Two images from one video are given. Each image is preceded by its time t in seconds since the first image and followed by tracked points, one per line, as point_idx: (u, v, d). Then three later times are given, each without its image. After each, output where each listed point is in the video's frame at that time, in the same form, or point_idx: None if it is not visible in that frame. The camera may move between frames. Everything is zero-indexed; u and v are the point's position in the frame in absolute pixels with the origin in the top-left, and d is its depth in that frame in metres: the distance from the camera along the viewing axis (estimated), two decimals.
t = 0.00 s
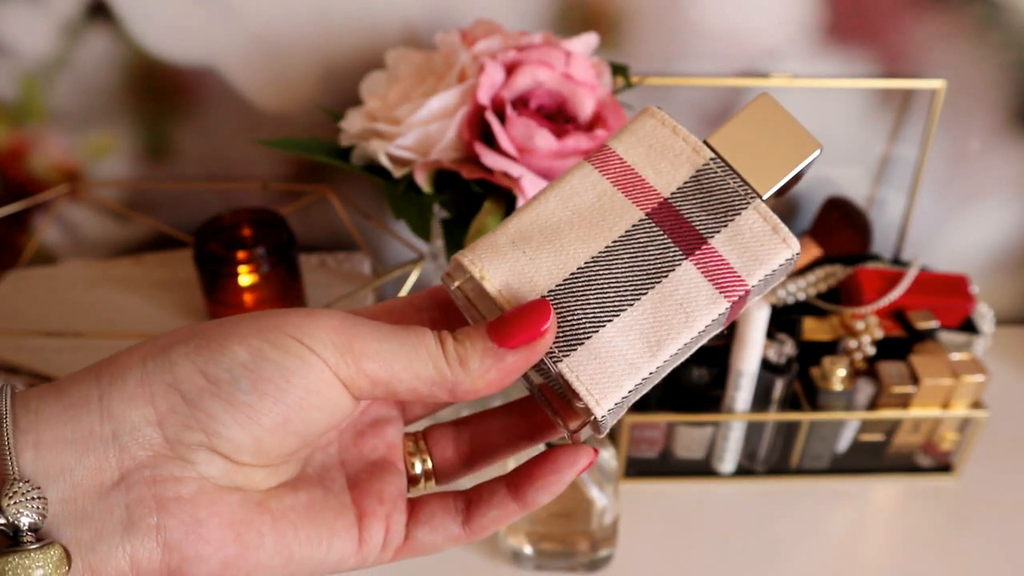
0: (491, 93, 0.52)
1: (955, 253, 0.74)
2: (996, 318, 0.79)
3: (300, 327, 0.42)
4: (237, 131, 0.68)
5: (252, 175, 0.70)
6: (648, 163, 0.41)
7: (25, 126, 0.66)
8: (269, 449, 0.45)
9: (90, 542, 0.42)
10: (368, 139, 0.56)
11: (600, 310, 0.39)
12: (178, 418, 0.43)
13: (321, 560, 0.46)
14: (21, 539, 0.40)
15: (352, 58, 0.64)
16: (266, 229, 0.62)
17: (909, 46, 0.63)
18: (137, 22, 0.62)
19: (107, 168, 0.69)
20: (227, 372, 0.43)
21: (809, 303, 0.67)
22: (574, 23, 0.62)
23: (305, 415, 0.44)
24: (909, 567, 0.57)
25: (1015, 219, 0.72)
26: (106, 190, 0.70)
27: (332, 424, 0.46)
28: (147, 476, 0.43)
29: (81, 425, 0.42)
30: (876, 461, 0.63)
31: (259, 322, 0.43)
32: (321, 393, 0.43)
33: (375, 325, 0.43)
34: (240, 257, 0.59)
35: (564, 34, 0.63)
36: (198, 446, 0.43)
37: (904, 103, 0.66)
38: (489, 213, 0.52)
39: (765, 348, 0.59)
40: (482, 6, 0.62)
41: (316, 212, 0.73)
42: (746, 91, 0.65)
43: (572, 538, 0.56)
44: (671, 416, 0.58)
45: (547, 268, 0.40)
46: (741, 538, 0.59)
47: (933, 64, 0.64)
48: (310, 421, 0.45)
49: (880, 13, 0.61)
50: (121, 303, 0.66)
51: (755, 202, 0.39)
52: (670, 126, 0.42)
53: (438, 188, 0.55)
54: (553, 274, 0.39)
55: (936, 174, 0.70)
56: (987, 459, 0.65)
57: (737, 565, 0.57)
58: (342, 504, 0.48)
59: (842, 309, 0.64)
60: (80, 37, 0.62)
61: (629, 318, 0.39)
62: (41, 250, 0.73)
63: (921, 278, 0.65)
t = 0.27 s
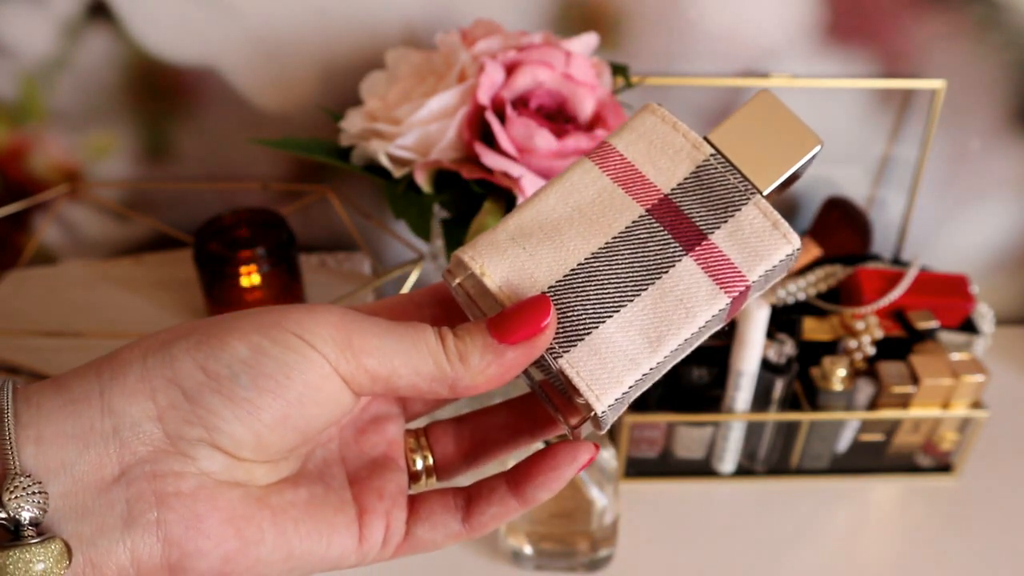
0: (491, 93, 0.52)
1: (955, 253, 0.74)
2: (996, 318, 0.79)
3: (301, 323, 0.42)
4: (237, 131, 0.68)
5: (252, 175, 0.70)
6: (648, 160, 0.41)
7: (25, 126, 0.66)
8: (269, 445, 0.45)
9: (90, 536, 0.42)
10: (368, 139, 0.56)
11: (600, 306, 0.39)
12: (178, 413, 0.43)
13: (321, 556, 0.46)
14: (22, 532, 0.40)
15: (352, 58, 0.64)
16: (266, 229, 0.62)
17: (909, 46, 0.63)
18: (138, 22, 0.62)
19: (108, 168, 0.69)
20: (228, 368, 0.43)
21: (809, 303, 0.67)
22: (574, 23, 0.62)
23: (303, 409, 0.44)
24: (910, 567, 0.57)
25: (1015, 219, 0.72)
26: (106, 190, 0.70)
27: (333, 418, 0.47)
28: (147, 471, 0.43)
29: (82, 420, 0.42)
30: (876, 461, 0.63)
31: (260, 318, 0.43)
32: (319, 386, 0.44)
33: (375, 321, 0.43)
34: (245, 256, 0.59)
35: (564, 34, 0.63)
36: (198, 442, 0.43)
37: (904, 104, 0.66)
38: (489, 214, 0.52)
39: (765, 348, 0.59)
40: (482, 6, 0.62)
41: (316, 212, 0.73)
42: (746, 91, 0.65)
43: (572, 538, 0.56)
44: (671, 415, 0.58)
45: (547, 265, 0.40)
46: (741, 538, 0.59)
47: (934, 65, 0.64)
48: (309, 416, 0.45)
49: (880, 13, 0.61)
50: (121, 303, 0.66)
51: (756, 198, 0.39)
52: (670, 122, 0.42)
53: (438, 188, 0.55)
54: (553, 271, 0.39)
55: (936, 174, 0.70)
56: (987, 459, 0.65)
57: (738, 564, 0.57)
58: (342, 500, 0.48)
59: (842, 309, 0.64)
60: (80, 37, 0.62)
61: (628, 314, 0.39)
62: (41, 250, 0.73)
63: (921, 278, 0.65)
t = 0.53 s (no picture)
0: (491, 93, 0.52)
1: (955, 253, 0.74)
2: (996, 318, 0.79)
3: (298, 323, 0.43)
4: (238, 131, 0.68)
5: (253, 175, 0.70)
6: (642, 159, 0.41)
7: (25, 126, 0.66)
8: (264, 444, 0.45)
9: (87, 534, 0.42)
10: (368, 139, 0.56)
11: (594, 304, 0.39)
12: (174, 412, 0.43)
13: (318, 555, 0.46)
14: (19, 530, 0.40)
15: (352, 58, 0.64)
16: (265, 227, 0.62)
17: (909, 46, 0.63)
18: (138, 22, 0.62)
19: (108, 167, 0.69)
20: (224, 367, 0.43)
21: (809, 303, 0.67)
22: (574, 22, 0.62)
23: (299, 409, 0.44)
24: (910, 566, 0.57)
25: (1015, 219, 0.72)
26: (106, 190, 0.70)
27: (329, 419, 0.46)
28: (144, 469, 0.43)
29: (79, 419, 0.42)
30: (877, 461, 0.63)
31: (256, 317, 0.43)
32: (319, 387, 0.43)
33: (372, 321, 0.43)
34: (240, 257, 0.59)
35: (564, 34, 0.63)
36: (194, 441, 0.43)
37: (904, 104, 0.66)
38: (489, 214, 0.52)
39: (765, 348, 0.59)
40: (482, 6, 0.62)
41: (316, 212, 0.73)
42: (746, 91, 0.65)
43: (571, 538, 0.57)
44: (671, 416, 0.58)
45: (541, 263, 0.40)
46: (741, 538, 0.59)
47: (933, 65, 0.64)
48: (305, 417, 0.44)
49: (880, 12, 0.61)
50: (121, 303, 0.67)
51: (749, 196, 0.39)
52: (664, 121, 0.41)
53: (439, 188, 0.55)
54: (547, 269, 0.39)
55: (936, 174, 0.70)
56: (987, 459, 0.65)
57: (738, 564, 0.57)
58: (340, 499, 0.48)
59: (842, 309, 0.64)
60: (80, 37, 0.62)
61: (623, 312, 0.39)
62: (42, 250, 0.73)
63: (923, 278, 0.65)
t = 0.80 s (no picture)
0: (491, 92, 0.52)
1: (955, 253, 0.74)
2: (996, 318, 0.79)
3: (296, 325, 0.42)
4: (237, 131, 0.68)
5: (252, 175, 0.70)
6: (642, 162, 0.41)
7: (25, 126, 0.66)
8: (264, 447, 0.45)
9: (86, 537, 0.42)
10: (368, 139, 0.56)
11: (594, 307, 0.39)
12: (173, 415, 0.43)
13: (317, 556, 0.46)
14: (17, 533, 0.40)
15: (352, 58, 0.64)
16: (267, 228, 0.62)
17: (909, 46, 0.63)
18: (138, 22, 0.62)
19: (108, 167, 0.69)
20: (223, 369, 0.43)
21: (809, 303, 0.67)
22: (574, 23, 0.62)
23: (297, 412, 0.44)
24: (911, 566, 0.57)
25: (1015, 220, 0.72)
26: (106, 190, 0.70)
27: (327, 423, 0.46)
28: (143, 472, 0.43)
29: (78, 422, 0.42)
30: (877, 461, 0.63)
31: (254, 320, 0.43)
32: (315, 389, 0.43)
33: (370, 323, 0.43)
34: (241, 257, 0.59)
35: (564, 34, 0.63)
36: (193, 443, 0.43)
37: (904, 104, 0.66)
38: (490, 214, 0.52)
39: (765, 348, 0.59)
40: (482, 6, 0.62)
41: (316, 212, 0.73)
42: (746, 90, 0.65)
43: (571, 538, 0.57)
44: (671, 415, 0.58)
45: (542, 267, 0.40)
46: (741, 538, 0.59)
47: (934, 65, 0.64)
48: (302, 420, 0.44)
49: (881, 13, 0.61)
50: (121, 303, 0.67)
51: (750, 199, 0.39)
52: (665, 124, 0.42)
53: (439, 188, 0.55)
54: (548, 272, 0.40)
55: (936, 174, 0.70)
56: (987, 459, 0.65)
57: (738, 565, 0.57)
58: (339, 501, 0.49)
59: (842, 309, 0.64)
60: (79, 37, 0.62)
61: (623, 315, 0.39)
62: (41, 250, 0.73)
63: (923, 278, 0.65)
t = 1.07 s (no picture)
0: (491, 92, 0.52)
1: (954, 253, 0.74)
2: (996, 318, 0.79)
3: (285, 319, 0.42)
4: (238, 131, 0.68)
5: (253, 175, 0.70)
6: (629, 157, 0.41)
7: (26, 126, 0.66)
8: (253, 440, 0.45)
9: (76, 530, 0.42)
10: (367, 139, 0.56)
11: (581, 301, 0.39)
12: (163, 409, 0.43)
13: (306, 551, 0.46)
14: (7, 526, 0.40)
15: (353, 58, 0.64)
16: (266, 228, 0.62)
17: (909, 46, 0.63)
18: (138, 22, 0.62)
19: (108, 167, 0.69)
20: (212, 363, 0.43)
21: (809, 303, 0.67)
22: (574, 22, 0.62)
23: (286, 405, 0.44)
24: (911, 567, 0.56)
25: (1014, 219, 0.72)
26: (106, 190, 0.70)
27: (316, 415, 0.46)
28: (132, 465, 0.43)
29: (68, 415, 0.42)
30: (877, 461, 0.63)
31: (244, 314, 0.43)
32: (303, 382, 0.43)
33: (358, 316, 0.42)
34: (245, 257, 0.59)
35: (564, 34, 0.63)
36: (182, 437, 0.43)
37: (904, 104, 0.66)
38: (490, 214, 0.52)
39: (765, 348, 0.59)
40: (482, 5, 0.62)
41: (316, 212, 0.73)
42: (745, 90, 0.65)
43: (571, 538, 0.56)
44: (671, 416, 0.58)
45: (529, 261, 0.40)
46: (742, 538, 0.59)
47: (933, 65, 0.64)
48: (292, 413, 0.45)
49: (880, 12, 0.61)
50: (120, 302, 0.67)
51: (735, 193, 0.39)
52: (651, 119, 0.41)
53: (439, 188, 0.55)
54: (535, 267, 0.39)
55: (936, 174, 0.70)
56: (986, 459, 0.65)
57: (738, 565, 0.57)
58: (329, 495, 0.48)
59: (842, 309, 0.64)
60: (80, 37, 0.62)
61: (610, 309, 0.39)
62: (41, 250, 0.73)
63: (923, 278, 0.65)
